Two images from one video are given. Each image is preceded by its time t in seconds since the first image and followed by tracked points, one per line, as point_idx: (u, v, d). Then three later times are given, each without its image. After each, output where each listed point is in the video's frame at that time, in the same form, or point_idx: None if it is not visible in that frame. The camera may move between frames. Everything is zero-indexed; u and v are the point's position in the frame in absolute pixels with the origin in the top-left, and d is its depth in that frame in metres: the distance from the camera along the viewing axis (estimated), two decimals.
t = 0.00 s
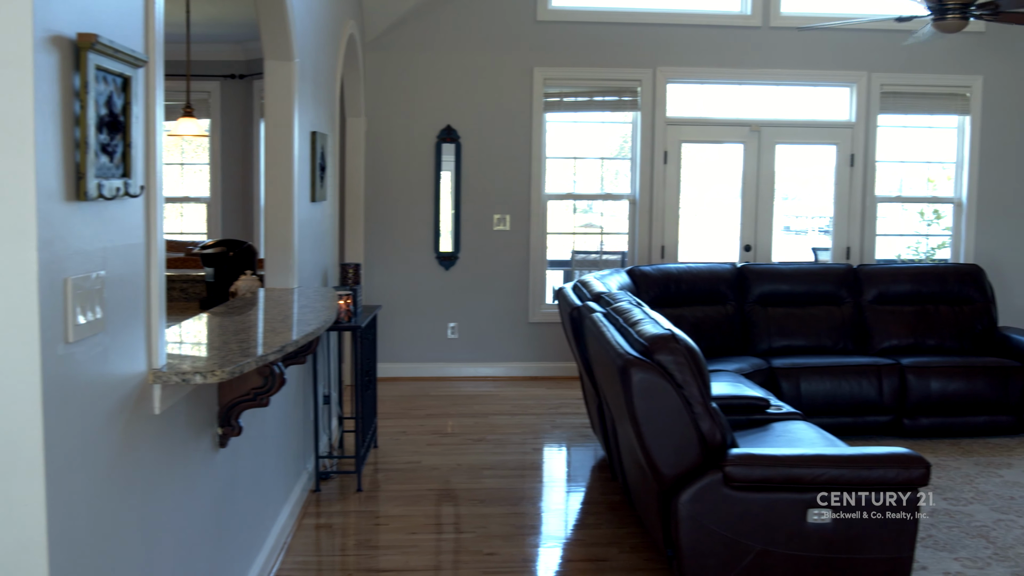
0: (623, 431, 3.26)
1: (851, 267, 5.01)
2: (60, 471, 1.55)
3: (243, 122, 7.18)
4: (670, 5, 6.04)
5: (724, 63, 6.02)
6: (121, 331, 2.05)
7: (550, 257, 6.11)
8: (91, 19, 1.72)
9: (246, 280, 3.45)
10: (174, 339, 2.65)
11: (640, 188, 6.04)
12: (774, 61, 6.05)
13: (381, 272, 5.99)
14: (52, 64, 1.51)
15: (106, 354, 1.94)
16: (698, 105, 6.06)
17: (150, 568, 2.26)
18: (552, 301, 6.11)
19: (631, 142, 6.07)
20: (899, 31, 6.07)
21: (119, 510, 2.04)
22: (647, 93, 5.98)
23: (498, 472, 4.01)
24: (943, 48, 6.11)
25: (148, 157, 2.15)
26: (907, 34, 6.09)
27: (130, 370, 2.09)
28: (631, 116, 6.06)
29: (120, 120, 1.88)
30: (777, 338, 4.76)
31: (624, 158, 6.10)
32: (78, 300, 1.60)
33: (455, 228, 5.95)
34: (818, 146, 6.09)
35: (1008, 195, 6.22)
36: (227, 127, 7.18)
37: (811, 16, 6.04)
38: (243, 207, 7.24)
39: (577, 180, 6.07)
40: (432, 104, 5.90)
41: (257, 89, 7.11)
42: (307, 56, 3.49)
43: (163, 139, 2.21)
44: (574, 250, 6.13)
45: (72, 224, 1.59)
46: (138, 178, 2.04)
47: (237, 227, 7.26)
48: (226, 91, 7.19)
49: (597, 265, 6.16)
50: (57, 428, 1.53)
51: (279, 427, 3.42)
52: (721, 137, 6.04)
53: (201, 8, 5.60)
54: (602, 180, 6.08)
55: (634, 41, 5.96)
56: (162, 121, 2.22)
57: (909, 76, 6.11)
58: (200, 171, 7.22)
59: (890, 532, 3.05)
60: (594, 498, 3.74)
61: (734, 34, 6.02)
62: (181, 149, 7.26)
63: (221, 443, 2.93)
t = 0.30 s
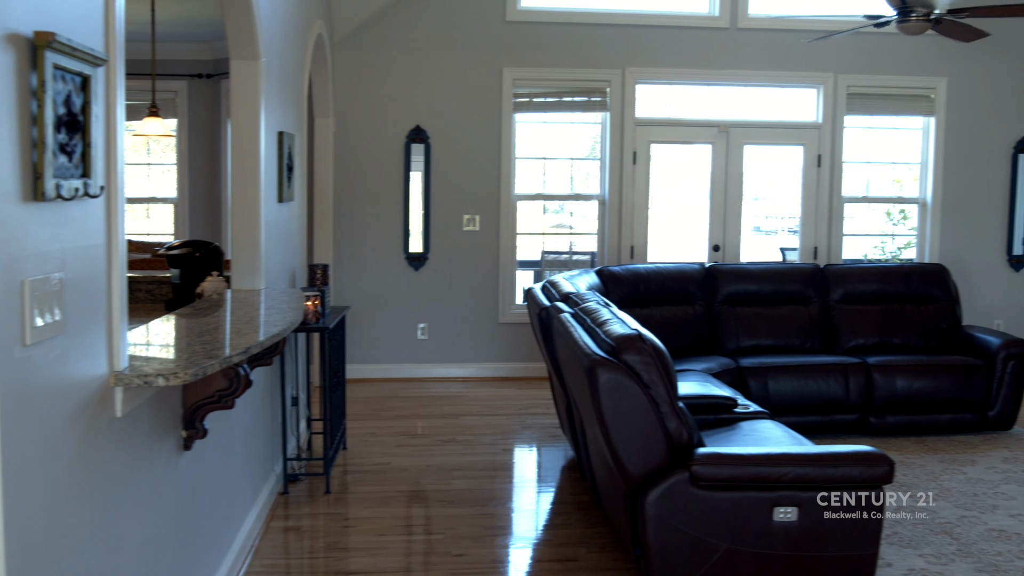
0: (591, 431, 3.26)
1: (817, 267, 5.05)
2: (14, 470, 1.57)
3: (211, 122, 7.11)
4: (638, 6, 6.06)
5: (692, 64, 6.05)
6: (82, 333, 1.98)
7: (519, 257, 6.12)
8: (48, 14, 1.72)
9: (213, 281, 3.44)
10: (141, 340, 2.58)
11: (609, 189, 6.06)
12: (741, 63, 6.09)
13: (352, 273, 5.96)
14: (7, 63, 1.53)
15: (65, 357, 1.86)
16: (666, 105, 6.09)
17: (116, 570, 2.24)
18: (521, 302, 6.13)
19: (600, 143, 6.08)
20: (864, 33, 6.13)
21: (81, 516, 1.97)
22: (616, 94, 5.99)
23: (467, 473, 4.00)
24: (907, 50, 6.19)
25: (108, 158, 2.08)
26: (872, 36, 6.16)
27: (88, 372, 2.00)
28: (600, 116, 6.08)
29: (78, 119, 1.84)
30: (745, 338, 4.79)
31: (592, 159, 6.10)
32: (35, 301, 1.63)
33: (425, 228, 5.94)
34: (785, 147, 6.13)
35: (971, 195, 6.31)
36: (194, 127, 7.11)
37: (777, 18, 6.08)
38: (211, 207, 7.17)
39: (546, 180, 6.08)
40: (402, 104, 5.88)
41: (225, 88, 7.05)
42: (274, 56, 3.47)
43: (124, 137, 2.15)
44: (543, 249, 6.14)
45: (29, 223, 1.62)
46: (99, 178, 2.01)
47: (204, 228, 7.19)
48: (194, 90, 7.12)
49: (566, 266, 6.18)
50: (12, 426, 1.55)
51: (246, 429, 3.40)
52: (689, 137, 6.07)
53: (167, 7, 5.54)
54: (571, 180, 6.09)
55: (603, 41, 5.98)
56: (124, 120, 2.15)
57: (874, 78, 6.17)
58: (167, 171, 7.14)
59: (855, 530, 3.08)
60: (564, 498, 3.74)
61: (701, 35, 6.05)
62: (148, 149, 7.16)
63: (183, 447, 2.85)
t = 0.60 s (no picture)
0: (559, 432, 3.26)
1: (785, 267, 5.09)
2: None
3: (179, 122, 7.06)
4: (607, 8, 6.08)
5: (661, 67, 6.08)
6: (43, 336, 1.96)
7: (489, 258, 6.12)
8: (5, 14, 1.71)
9: (179, 283, 3.33)
10: (107, 343, 2.52)
11: (579, 191, 6.07)
12: (710, 65, 6.12)
13: (324, 275, 5.93)
14: None
15: (24, 361, 1.84)
16: (635, 106, 6.11)
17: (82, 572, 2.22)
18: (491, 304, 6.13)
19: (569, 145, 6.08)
20: (831, 35, 6.19)
21: (40, 523, 1.93)
22: (586, 95, 6.00)
23: (437, 475, 3.99)
24: (874, 52, 6.25)
25: (70, 159, 2.06)
26: (839, 38, 6.21)
27: (49, 376, 1.97)
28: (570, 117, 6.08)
29: (37, 120, 1.83)
30: (713, 338, 4.81)
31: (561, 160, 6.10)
32: None
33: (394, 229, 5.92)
34: (753, 148, 6.17)
35: (936, 197, 6.39)
36: (162, 128, 7.06)
37: (745, 20, 6.12)
38: (180, 208, 7.11)
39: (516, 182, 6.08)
40: (373, 105, 5.86)
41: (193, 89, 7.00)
42: (240, 56, 3.44)
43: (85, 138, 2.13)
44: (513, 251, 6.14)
45: None
46: (59, 179, 1.99)
47: (172, 230, 7.13)
48: (162, 91, 7.06)
49: (536, 267, 6.18)
50: None
51: (214, 432, 3.38)
52: (658, 139, 6.09)
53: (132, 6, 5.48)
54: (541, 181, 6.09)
55: (573, 43, 5.99)
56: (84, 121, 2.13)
57: (841, 80, 6.23)
58: (134, 172, 7.07)
59: (821, 529, 3.10)
60: (534, 500, 3.74)
61: (669, 37, 6.07)
62: (114, 150, 7.09)
63: (148, 451, 2.80)
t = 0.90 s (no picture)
0: (528, 435, 3.25)
1: (753, 269, 5.13)
2: None
3: (145, 124, 6.99)
4: (576, 10, 6.09)
5: (629, 69, 6.10)
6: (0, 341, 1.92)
7: (459, 261, 6.12)
8: None
9: (144, 287, 3.29)
10: (73, 347, 2.46)
11: (548, 193, 6.08)
12: (678, 67, 6.15)
13: (295, 277, 5.90)
14: None
15: None
16: (604, 108, 6.13)
17: None
18: (461, 306, 6.12)
19: (539, 147, 6.09)
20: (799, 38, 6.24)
21: None
22: (555, 98, 6.01)
23: (406, 478, 3.98)
24: (841, 55, 6.31)
25: (29, 159, 2.03)
26: (806, 42, 6.27)
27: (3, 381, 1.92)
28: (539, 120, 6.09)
29: None
30: (682, 340, 4.83)
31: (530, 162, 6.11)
32: None
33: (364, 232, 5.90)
34: (721, 151, 6.21)
35: (903, 199, 6.46)
36: (128, 129, 6.99)
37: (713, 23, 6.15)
38: (147, 211, 7.04)
39: (485, 184, 6.08)
40: (343, 107, 5.84)
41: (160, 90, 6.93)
42: (206, 58, 3.42)
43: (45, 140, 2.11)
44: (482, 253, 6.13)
45: None
46: (16, 181, 1.96)
47: (139, 233, 7.06)
48: (128, 93, 6.99)
49: (507, 269, 6.19)
50: None
51: (179, 437, 3.35)
52: (627, 141, 6.11)
53: (96, 6, 5.43)
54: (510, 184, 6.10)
55: (543, 45, 6.00)
56: (44, 124, 2.10)
57: (809, 84, 6.28)
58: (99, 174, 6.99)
59: (786, 529, 3.12)
60: (503, 502, 3.74)
61: (638, 39, 6.10)
62: (80, 152, 7.00)
63: (111, 457, 2.74)
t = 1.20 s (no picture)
0: (497, 438, 3.24)
1: (722, 272, 5.16)
2: None
3: (112, 127, 6.93)
4: (545, 13, 6.10)
5: (599, 72, 6.12)
6: None
7: (429, 263, 6.11)
8: None
9: (109, 290, 3.20)
10: (39, 352, 2.38)
11: (518, 196, 6.08)
12: (648, 71, 6.18)
13: (265, 280, 5.86)
14: None
15: None
16: (574, 111, 6.15)
17: None
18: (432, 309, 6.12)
19: (508, 150, 6.10)
20: (768, 42, 6.29)
21: None
22: (525, 100, 6.02)
23: (376, 483, 3.96)
24: (809, 60, 6.36)
25: None
26: (775, 46, 6.32)
27: None
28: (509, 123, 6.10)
29: None
30: (651, 342, 4.85)
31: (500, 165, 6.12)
32: None
33: (333, 235, 5.88)
34: (689, 154, 6.25)
35: (871, 201, 6.53)
36: (94, 132, 6.92)
37: (681, 26, 6.19)
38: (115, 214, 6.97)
39: (455, 187, 6.07)
40: (313, 109, 5.81)
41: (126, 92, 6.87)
42: (171, 60, 3.39)
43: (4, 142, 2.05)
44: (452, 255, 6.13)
45: None
46: None
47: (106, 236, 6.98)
48: (95, 95, 6.92)
49: (477, 272, 6.19)
50: None
51: (145, 442, 3.31)
52: (596, 144, 6.13)
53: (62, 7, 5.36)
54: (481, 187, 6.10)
55: (512, 48, 6.00)
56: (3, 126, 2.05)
57: (777, 87, 6.33)
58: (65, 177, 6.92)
59: (753, 529, 3.14)
60: (473, 505, 3.74)
61: (607, 42, 6.12)
62: (45, 154, 6.92)
63: (73, 462, 2.70)
